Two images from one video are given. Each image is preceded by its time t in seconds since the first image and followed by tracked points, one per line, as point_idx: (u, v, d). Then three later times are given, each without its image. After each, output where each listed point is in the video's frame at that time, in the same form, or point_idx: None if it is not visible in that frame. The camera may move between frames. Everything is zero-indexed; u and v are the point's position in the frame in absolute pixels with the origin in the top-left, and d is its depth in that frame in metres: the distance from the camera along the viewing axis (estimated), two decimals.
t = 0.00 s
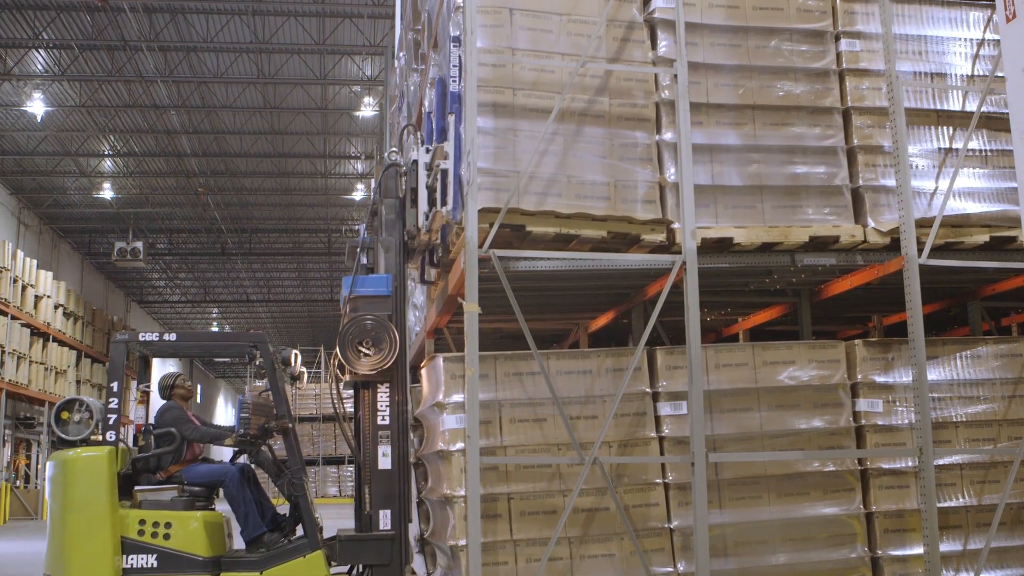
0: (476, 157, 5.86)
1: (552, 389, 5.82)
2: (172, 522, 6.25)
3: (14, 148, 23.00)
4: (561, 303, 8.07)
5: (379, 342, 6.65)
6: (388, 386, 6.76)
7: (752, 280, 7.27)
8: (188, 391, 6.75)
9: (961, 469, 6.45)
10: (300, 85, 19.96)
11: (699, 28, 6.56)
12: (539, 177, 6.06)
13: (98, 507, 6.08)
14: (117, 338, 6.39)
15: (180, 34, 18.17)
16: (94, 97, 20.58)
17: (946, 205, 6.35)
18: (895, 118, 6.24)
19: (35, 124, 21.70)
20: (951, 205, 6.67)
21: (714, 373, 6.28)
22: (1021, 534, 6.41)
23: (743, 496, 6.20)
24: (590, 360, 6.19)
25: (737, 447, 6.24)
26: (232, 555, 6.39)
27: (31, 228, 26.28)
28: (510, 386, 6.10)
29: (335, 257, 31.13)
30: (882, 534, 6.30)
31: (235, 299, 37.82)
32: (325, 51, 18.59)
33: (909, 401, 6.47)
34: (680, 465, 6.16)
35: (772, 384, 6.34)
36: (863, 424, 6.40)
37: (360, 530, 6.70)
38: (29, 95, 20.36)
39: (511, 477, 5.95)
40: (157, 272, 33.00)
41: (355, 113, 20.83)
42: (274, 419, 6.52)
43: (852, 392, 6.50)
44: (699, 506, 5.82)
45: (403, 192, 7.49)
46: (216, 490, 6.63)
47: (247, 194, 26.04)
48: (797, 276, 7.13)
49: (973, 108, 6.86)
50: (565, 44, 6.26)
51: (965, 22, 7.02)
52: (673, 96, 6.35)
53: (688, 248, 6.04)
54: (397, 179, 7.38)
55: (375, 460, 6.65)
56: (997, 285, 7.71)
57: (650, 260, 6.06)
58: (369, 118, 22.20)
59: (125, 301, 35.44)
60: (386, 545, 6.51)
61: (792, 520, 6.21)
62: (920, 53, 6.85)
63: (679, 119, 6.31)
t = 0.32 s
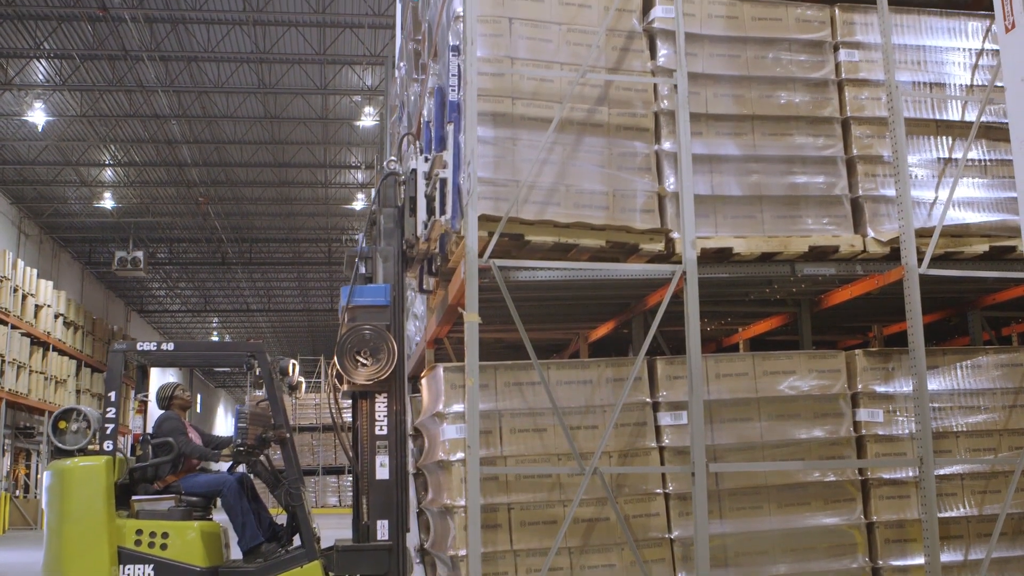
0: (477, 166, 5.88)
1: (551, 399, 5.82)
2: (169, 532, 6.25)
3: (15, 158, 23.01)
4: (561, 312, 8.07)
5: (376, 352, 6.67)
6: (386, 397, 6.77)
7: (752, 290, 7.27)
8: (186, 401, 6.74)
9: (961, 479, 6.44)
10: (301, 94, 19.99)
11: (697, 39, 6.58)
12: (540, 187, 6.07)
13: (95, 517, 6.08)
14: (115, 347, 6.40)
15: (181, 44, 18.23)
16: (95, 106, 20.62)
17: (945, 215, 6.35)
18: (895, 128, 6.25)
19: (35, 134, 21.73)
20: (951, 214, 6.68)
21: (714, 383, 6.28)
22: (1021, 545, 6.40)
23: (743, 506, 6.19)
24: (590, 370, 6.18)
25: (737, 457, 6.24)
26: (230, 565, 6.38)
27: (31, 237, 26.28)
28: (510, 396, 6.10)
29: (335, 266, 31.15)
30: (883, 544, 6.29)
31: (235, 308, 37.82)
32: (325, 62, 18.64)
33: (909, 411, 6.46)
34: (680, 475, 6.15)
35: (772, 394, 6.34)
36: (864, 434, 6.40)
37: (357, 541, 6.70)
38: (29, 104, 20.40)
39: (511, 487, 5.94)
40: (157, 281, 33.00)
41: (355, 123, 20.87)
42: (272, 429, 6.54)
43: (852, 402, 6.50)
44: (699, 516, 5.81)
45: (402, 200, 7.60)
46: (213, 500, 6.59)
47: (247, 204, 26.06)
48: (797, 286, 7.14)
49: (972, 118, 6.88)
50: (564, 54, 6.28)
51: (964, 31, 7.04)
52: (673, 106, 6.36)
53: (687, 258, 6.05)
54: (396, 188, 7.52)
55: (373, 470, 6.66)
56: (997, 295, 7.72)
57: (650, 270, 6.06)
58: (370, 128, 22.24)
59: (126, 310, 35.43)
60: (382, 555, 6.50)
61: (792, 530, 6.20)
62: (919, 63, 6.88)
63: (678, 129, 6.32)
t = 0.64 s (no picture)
0: (476, 175, 5.89)
1: (552, 407, 5.81)
2: (164, 540, 6.37)
3: (15, 166, 23.01)
4: (561, 321, 8.07)
5: (372, 360, 7.63)
6: (382, 404, 7.81)
7: (751, 298, 7.27)
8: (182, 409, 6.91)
9: (962, 487, 6.43)
10: (301, 103, 20.03)
11: (695, 48, 6.61)
12: (539, 195, 6.08)
13: (91, 524, 6.19)
14: (111, 355, 6.48)
15: (181, 52, 18.24)
16: (96, 114, 20.63)
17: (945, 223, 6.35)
18: (894, 135, 6.24)
19: (36, 142, 21.73)
20: (950, 222, 6.68)
21: (714, 392, 6.28)
22: (1022, 553, 6.38)
23: (744, 514, 6.18)
24: (590, 378, 6.18)
25: (737, 465, 6.23)
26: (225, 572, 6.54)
27: (31, 245, 26.29)
28: (509, 404, 6.09)
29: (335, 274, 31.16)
30: (883, 553, 6.29)
31: (235, 316, 37.81)
32: (325, 69, 18.65)
33: (909, 419, 6.46)
34: (680, 483, 6.14)
35: (772, 403, 6.33)
36: (864, 442, 6.39)
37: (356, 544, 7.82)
38: (30, 112, 20.41)
39: (511, 495, 5.93)
40: (157, 289, 32.98)
41: (356, 131, 20.87)
42: (266, 437, 6.69)
43: (852, 410, 6.49)
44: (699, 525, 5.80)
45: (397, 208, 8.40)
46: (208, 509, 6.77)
47: (247, 212, 26.09)
48: (797, 294, 7.14)
49: (970, 126, 6.90)
50: (561, 62, 6.29)
51: (962, 40, 7.06)
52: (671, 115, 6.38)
53: (688, 266, 6.02)
54: (392, 196, 8.30)
55: (369, 477, 7.75)
56: (996, 303, 7.72)
57: (648, 278, 6.03)
58: (370, 136, 22.27)
59: (126, 318, 35.44)
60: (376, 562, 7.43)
61: (792, 538, 6.20)
62: (916, 71, 6.90)
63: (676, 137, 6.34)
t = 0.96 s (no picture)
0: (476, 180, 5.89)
1: (551, 413, 5.81)
2: (158, 546, 6.47)
3: (16, 171, 23.03)
4: (561, 326, 8.07)
5: (365, 365, 7.72)
6: (376, 411, 7.87)
7: (751, 303, 7.28)
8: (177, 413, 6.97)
9: (962, 493, 6.43)
10: (301, 108, 20.06)
11: (692, 53, 6.62)
12: (539, 201, 6.09)
13: (83, 529, 6.33)
14: (104, 360, 6.62)
15: (181, 58, 18.28)
16: (96, 119, 20.64)
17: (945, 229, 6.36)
18: (894, 141, 6.24)
19: (37, 147, 21.77)
20: (949, 228, 6.69)
21: (714, 397, 6.27)
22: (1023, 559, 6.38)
23: (744, 520, 6.18)
24: (591, 384, 6.19)
25: (738, 471, 6.22)
26: None
27: (31, 250, 26.30)
28: (509, 410, 6.09)
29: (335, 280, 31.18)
30: (884, 558, 6.28)
31: (235, 322, 37.83)
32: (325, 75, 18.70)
33: (910, 424, 6.45)
34: (681, 489, 6.14)
35: (772, 408, 6.33)
36: (864, 448, 6.40)
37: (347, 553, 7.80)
38: (30, 117, 20.42)
39: (511, 501, 5.93)
40: (157, 294, 32.97)
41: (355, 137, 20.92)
42: (260, 443, 6.81)
43: (852, 416, 6.50)
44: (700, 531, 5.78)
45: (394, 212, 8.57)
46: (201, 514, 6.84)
47: (247, 217, 26.11)
48: (797, 300, 7.15)
49: (969, 131, 6.91)
50: (559, 68, 6.31)
51: (960, 45, 7.06)
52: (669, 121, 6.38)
53: (687, 271, 5.95)
54: (388, 200, 8.46)
55: (363, 483, 7.77)
56: (997, 309, 7.72)
57: (648, 283, 6.04)
58: (370, 142, 22.32)
59: (126, 324, 35.45)
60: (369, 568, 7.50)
61: (792, 544, 6.19)
62: (914, 77, 6.91)
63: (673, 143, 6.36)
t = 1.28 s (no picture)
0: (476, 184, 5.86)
1: (552, 418, 5.80)
2: (141, 550, 6.79)
3: (17, 175, 23.04)
4: (562, 330, 8.07)
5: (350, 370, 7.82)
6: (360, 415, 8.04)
7: (751, 308, 7.27)
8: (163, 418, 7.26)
9: (963, 497, 6.42)
10: (302, 112, 20.07)
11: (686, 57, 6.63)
12: (541, 206, 6.10)
13: (66, 531, 6.66)
14: (89, 363, 6.97)
15: (182, 62, 18.30)
16: (97, 123, 20.65)
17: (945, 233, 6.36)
18: (894, 146, 6.24)
19: (37, 151, 21.77)
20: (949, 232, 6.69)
21: (714, 401, 6.27)
22: None
23: (744, 524, 6.17)
24: (591, 389, 6.18)
25: (738, 475, 6.22)
26: None
27: (32, 254, 26.35)
28: (510, 414, 6.09)
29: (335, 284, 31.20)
30: (884, 562, 6.28)
31: (236, 326, 37.85)
32: (326, 79, 18.70)
33: (910, 428, 6.46)
34: (681, 493, 6.14)
35: (772, 412, 6.33)
36: (865, 451, 6.39)
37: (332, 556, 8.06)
38: (31, 122, 20.42)
39: (511, 505, 5.92)
40: (157, 297, 32.96)
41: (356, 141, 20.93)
42: (245, 447, 7.26)
43: (853, 420, 6.50)
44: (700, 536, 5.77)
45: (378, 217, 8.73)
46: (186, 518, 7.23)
47: (248, 221, 26.13)
48: (796, 304, 7.15)
49: (969, 136, 6.92)
50: (555, 72, 6.31)
51: (955, 50, 7.08)
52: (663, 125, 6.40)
53: (687, 275, 5.95)
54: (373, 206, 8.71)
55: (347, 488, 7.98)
56: (998, 313, 7.71)
57: (650, 287, 6.03)
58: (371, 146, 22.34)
59: (126, 328, 35.44)
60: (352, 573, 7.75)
61: (792, 548, 6.19)
62: (909, 81, 6.92)
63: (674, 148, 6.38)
